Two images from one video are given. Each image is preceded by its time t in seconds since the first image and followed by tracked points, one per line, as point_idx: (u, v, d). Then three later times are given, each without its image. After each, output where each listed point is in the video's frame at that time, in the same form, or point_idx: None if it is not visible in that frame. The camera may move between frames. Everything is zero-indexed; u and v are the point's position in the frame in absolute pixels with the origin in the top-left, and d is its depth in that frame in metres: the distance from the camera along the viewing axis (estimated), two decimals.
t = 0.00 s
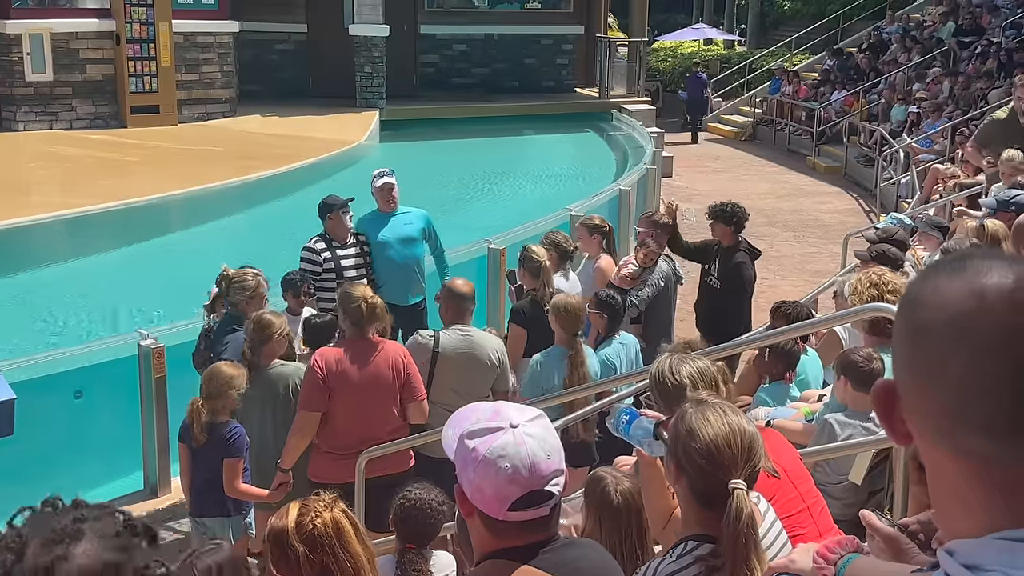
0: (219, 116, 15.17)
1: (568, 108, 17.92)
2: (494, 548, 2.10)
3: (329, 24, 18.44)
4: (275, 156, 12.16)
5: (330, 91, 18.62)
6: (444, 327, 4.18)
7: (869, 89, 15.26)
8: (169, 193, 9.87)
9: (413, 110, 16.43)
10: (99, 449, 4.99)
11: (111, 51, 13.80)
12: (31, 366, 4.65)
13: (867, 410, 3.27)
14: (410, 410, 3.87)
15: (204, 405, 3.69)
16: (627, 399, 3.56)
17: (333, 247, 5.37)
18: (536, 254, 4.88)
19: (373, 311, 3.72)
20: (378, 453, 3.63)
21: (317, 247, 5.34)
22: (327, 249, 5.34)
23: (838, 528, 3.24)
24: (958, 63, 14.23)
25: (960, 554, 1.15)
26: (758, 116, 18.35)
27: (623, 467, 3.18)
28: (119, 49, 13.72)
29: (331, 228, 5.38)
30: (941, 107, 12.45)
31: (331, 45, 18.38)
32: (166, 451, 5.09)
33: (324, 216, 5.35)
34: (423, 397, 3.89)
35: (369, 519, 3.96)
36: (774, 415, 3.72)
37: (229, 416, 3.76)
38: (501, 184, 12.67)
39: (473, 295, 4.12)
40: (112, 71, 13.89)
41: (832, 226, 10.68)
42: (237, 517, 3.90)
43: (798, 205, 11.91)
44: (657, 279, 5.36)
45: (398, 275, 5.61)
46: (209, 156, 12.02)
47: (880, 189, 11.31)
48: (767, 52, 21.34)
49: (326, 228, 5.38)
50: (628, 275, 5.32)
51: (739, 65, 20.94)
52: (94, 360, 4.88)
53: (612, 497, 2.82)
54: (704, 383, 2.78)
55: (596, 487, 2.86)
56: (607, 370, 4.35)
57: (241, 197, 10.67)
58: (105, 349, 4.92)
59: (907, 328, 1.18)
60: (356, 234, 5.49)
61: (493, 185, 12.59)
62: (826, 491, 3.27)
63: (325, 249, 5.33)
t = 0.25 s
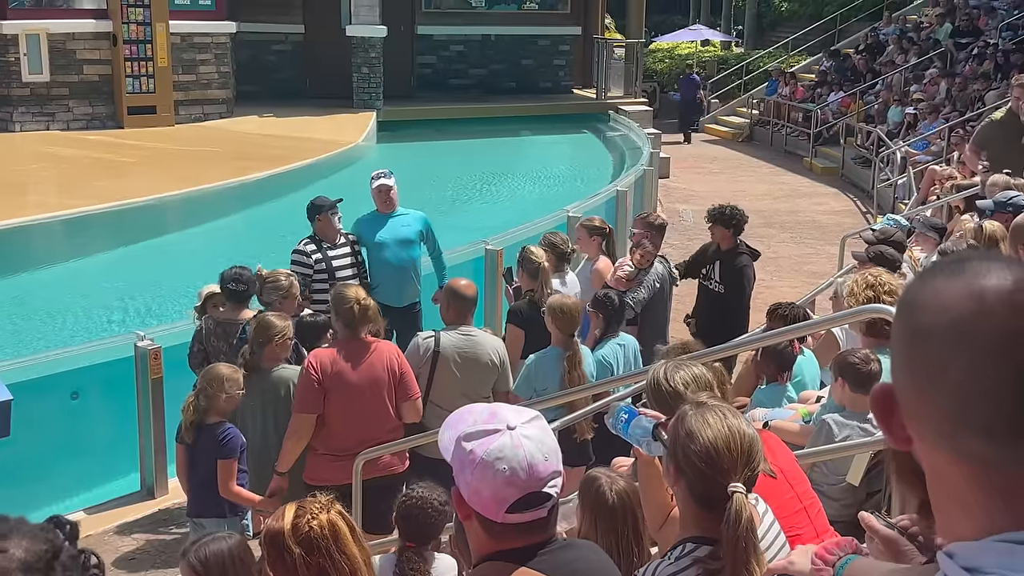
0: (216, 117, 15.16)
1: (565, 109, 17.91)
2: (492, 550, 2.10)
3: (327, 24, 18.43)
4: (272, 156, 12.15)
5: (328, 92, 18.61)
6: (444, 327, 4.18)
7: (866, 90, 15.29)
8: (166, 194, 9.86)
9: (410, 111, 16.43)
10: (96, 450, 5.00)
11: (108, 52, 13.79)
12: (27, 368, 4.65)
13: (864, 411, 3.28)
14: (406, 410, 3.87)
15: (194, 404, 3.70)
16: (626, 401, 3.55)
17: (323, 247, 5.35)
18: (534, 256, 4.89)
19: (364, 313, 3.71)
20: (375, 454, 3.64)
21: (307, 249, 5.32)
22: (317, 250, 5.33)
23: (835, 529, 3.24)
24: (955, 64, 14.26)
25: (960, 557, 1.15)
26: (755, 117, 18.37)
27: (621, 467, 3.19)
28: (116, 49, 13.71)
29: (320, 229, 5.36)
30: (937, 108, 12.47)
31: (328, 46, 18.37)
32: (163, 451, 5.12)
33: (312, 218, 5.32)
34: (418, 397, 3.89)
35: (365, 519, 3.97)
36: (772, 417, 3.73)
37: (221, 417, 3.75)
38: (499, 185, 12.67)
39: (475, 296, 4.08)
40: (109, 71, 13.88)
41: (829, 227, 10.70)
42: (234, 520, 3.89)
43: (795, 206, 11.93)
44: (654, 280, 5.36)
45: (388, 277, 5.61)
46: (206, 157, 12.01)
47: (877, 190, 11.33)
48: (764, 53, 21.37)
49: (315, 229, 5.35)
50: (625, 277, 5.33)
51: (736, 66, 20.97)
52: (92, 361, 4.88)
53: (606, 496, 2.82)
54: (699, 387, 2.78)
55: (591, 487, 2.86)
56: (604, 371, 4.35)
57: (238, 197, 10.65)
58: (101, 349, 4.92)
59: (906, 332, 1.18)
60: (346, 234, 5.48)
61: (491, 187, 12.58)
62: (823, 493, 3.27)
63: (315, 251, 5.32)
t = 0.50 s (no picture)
0: (214, 117, 15.15)
1: (563, 109, 17.90)
2: (491, 552, 2.09)
3: (325, 25, 18.42)
4: (270, 157, 12.15)
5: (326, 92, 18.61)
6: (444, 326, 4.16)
7: (864, 91, 15.30)
8: (164, 195, 9.84)
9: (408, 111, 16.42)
10: (94, 450, 5.00)
11: (105, 52, 13.78)
12: (27, 367, 4.64)
13: (861, 412, 3.28)
14: (403, 411, 3.87)
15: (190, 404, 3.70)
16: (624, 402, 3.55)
17: (317, 248, 5.36)
18: (533, 256, 4.89)
19: (358, 316, 3.70)
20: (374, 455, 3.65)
21: (299, 249, 5.32)
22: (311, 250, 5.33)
23: (833, 530, 3.24)
24: (953, 66, 14.27)
25: (960, 558, 1.16)
26: (753, 118, 18.40)
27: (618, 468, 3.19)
28: (114, 50, 13.70)
29: (315, 229, 5.36)
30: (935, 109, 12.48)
31: (326, 46, 18.37)
32: (160, 453, 5.03)
33: (306, 218, 5.32)
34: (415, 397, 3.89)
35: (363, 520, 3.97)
36: (770, 418, 3.73)
37: (215, 419, 3.75)
38: (498, 186, 12.66)
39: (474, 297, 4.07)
40: (107, 72, 13.87)
41: (827, 228, 10.71)
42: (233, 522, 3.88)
43: (793, 207, 11.94)
44: (652, 280, 5.35)
45: (383, 276, 5.60)
46: (203, 157, 12.00)
47: (875, 191, 11.34)
48: (762, 54, 21.39)
49: (309, 230, 5.36)
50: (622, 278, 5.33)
51: (734, 67, 20.99)
52: (91, 361, 4.86)
53: (605, 497, 2.81)
54: (699, 389, 2.78)
55: (588, 488, 2.86)
56: (602, 372, 4.36)
57: (236, 198, 10.64)
58: (100, 350, 4.89)
59: (909, 336, 1.18)
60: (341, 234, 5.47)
61: (489, 187, 12.57)
62: (821, 493, 3.27)
63: (308, 251, 5.32)
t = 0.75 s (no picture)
0: (212, 117, 15.14)
1: (562, 110, 17.89)
2: (490, 553, 2.09)
3: (323, 26, 18.41)
4: (268, 157, 12.14)
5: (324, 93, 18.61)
6: (436, 326, 4.15)
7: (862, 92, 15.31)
8: (162, 195, 9.83)
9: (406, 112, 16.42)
10: (92, 450, 5.00)
11: (104, 52, 13.77)
12: (26, 367, 4.64)
13: (859, 413, 3.28)
14: (401, 412, 3.87)
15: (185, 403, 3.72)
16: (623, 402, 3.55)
17: (318, 246, 5.34)
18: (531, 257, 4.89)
19: (359, 321, 3.69)
20: (372, 455, 3.66)
21: (301, 247, 5.29)
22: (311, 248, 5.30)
23: (832, 531, 3.24)
24: (951, 67, 14.28)
25: (960, 559, 1.15)
26: (752, 119, 18.41)
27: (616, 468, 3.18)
28: (112, 50, 13.69)
29: (315, 228, 5.35)
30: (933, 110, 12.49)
31: (325, 46, 18.37)
32: (159, 453, 5.01)
33: (309, 216, 5.33)
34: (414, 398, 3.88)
35: (361, 521, 3.97)
36: (768, 419, 3.73)
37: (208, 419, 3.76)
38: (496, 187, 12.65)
39: (467, 297, 4.07)
40: (105, 72, 13.86)
41: (825, 229, 10.71)
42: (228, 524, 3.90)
43: (791, 208, 11.94)
44: (649, 282, 5.36)
45: (382, 275, 5.59)
46: (201, 158, 11.99)
47: (873, 192, 11.35)
48: (761, 55, 21.39)
49: (311, 229, 5.35)
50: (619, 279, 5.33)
51: (732, 68, 20.99)
52: (88, 361, 4.86)
53: (602, 497, 2.82)
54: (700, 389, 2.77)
55: (586, 489, 2.85)
56: (600, 372, 4.36)
57: (234, 198, 10.63)
58: (98, 350, 4.90)
59: (906, 339, 1.18)
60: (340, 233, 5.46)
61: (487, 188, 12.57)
62: (820, 494, 3.27)
63: (309, 249, 5.30)
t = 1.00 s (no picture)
0: (212, 117, 15.14)
1: (561, 111, 17.88)
2: (489, 553, 2.09)
3: (322, 26, 18.41)
4: (267, 158, 12.14)
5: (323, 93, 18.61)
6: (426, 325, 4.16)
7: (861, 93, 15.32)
8: (161, 195, 9.82)
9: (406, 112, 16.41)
10: (91, 450, 5.01)
11: (103, 52, 13.77)
12: (26, 367, 4.64)
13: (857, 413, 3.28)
14: (400, 412, 3.86)
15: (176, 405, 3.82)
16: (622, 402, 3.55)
17: (317, 246, 5.34)
18: (529, 258, 4.89)
19: (361, 323, 3.68)
20: (371, 456, 3.65)
21: (299, 247, 5.31)
22: (311, 249, 5.31)
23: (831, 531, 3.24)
24: (950, 67, 14.29)
25: (953, 560, 1.14)
26: (751, 120, 18.43)
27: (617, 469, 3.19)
28: (111, 50, 13.68)
29: (314, 228, 5.36)
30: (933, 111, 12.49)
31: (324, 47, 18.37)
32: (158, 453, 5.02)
33: (308, 216, 5.33)
34: (413, 399, 3.88)
35: (360, 522, 3.97)
36: (767, 420, 3.73)
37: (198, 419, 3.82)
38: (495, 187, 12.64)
39: (455, 296, 4.09)
40: (104, 72, 13.86)
41: (824, 230, 10.71)
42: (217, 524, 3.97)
43: (790, 209, 11.95)
44: (648, 282, 5.36)
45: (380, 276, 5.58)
46: (200, 158, 11.99)
47: (873, 193, 11.35)
48: (760, 55, 21.41)
49: (310, 229, 5.35)
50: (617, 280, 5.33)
51: (731, 69, 21.00)
52: (87, 361, 4.86)
53: (601, 497, 2.82)
54: (701, 389, 2.77)
55: (585, 488, 2.85)
56: (600, 372, 4.35)
57: (233, 198, 10.62)
58: (98, 350, 4.91)
59: (896, 342, 1.19)
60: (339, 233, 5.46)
61: (485, 189, 12.56)
62: (819, 495, 3.27)
63: (308, 249, 5.31)
